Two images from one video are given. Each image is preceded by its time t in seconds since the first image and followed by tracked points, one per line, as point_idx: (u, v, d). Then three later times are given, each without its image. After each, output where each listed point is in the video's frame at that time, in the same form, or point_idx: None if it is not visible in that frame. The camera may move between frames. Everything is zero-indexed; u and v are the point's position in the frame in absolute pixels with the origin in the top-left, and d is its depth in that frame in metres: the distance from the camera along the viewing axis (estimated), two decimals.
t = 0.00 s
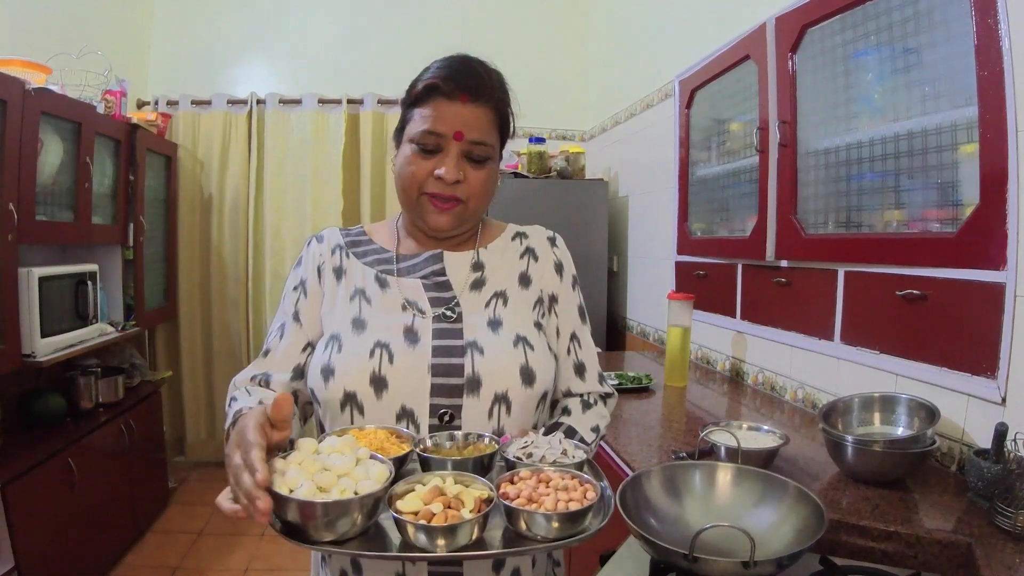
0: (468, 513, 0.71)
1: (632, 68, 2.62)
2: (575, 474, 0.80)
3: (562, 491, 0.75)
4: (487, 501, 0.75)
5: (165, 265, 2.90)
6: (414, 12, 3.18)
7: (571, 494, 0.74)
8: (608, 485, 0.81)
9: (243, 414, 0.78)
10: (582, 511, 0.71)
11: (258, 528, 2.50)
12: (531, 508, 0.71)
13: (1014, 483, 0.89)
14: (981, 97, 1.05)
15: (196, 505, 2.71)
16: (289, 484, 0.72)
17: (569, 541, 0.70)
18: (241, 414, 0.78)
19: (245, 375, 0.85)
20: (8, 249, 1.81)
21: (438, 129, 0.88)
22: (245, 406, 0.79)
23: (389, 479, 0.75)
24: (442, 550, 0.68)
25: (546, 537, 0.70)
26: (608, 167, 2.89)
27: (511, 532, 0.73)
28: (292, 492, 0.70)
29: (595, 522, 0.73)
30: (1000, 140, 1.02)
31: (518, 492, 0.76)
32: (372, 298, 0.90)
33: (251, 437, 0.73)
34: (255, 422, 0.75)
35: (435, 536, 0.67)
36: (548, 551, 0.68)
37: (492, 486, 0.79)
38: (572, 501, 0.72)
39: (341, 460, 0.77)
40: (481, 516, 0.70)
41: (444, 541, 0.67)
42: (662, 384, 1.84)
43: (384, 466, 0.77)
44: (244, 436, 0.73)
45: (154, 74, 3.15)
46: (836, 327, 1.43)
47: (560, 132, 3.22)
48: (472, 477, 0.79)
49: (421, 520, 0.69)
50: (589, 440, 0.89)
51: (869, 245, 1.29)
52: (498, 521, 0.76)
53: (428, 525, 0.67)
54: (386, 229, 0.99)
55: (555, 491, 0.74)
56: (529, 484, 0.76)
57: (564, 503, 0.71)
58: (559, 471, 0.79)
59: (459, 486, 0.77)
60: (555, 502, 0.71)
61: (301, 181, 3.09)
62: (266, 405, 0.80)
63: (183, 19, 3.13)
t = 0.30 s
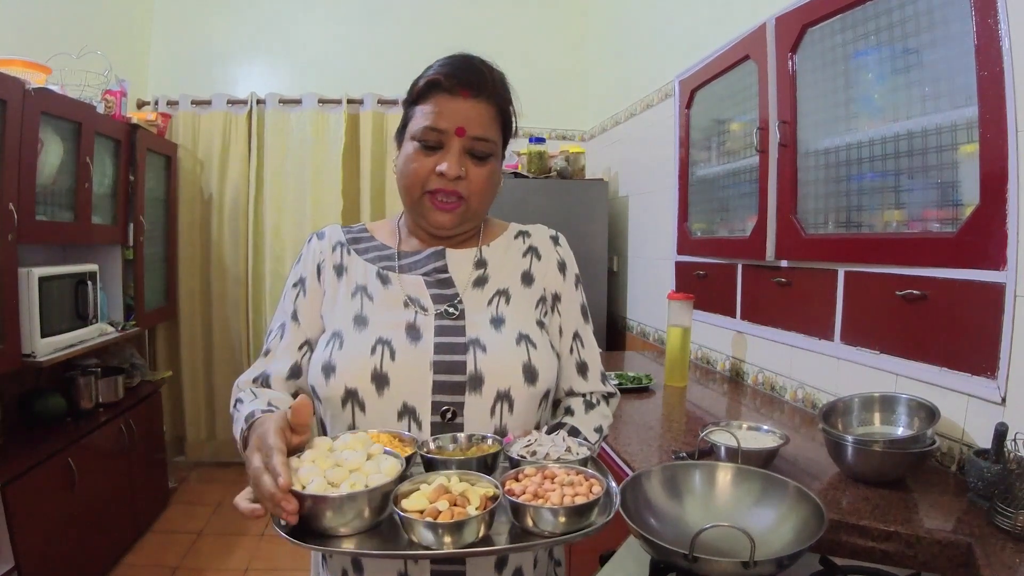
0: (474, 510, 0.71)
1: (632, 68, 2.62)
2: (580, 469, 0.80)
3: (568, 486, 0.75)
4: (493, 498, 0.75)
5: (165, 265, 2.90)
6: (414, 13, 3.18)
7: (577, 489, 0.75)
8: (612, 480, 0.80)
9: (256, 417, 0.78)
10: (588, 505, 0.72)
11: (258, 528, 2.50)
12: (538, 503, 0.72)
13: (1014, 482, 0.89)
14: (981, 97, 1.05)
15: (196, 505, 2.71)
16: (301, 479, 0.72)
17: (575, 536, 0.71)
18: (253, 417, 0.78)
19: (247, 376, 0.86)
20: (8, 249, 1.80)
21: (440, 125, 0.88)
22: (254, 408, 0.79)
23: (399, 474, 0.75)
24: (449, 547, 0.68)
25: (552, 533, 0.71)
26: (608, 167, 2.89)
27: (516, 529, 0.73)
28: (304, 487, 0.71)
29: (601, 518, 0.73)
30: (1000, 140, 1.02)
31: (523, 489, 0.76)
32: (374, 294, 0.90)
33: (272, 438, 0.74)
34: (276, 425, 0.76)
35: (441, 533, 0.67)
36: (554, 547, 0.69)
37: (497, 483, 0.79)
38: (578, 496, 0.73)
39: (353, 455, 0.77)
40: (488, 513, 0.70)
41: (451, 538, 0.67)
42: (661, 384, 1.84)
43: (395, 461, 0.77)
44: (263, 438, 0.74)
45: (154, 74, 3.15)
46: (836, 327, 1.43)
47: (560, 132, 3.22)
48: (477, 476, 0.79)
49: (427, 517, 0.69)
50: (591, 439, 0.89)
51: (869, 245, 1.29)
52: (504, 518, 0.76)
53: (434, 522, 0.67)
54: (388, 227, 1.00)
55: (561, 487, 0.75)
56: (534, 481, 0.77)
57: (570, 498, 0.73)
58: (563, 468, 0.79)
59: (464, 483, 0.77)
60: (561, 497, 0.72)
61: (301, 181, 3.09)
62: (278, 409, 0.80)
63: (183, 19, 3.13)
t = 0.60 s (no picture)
0: (449, 516, 0.71)
1: (632, 68, 2.62)
2: (562, 478, 0.80)
3: (546, 495, 0.75)
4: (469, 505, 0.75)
5: (165, 265, 2.90)
6: (414, 13, 3.18)
7: (555, 498, 0.74)
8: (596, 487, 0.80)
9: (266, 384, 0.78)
10: (565, 514, 0.71)
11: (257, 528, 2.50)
12: (513, 512, 0.71)
13: (1014, 482, 0.89)
14: (981, 97, 1.05)
15: (196, 505, 2.71)
16: (282, 483, 0.74)
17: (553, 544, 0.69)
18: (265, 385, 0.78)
19: (246, 359, 0.85)
20: (8, 248, 1.80)
21: (435, 106, 0.89)
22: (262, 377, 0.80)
23: (379, 479, 0.76)
24: (424, 553, 0.67)
25: (529, 541, 0.70)
26: (608, 167, 2.89)
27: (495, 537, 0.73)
28: (285, 490, 0.73)
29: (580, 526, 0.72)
30: (1000, 140, 1.02)
31: (501, 497, 0.76)
32: (374, 293, 0.90)
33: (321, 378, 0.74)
34: (363, 358, 0.74)
35: (416, 539, 0.66)
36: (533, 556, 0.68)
37: (478, 490, 0.79)
38: (554, 505, 0.72)
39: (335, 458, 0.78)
40: (462, 519, 0.70)
41: (426, 544, 0.67)
42: (662, 384, 1.84)
43: (376, 467, 0.78)
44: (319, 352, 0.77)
45: (154, 74, 3.15)
46: (836, 327, 1.42)
47: (560, 132, 3.22)
48: (457, 482, 0.79)
49: (401, 522, 0.68)
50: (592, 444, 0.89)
51: (869, 245, 1.29)
52: (481, 526, 0.76)
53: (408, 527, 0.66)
54: (389, 225, 0.99)
55: (539, 495, 0.74)
56: (514, 489, 0.77)
57: (546, 507, 0.71)
58: (544, 476, 0.79)
59: (443, 490, 0.77)
60: (537, 506, 0.71)
61: (301, 181, 3.09)
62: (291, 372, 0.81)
63: (183, 19, 3.13)
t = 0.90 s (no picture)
0: (429, 506, 0.70)
1: (632, 68, 2.62)
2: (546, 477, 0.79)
3: (527, 492, 0.74)
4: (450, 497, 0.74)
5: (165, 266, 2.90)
6: (414, 13, 3.18)
7: (535, 496, 0.73)
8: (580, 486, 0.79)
9: (307, 344, 0.79)
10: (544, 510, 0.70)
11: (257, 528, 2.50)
12: (492, 507, 0.70)
13: (1014, 482, 0.89)
14: (981, 97, 1.05)
15: (196, 505, 2.71)
16: (270, 466, 0.76)
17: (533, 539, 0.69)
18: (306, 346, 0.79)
19: (255, 332, 0.85)
20: (8, 249, 1.80)
21: (448, 129, 0.87)
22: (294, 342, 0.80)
23: (366, 467, 0.75)
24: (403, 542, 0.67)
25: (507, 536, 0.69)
26: (609, 167, 2.89)
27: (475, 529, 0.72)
28: (271, 473, 0.74)
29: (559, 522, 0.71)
30: (1000, 140, 1.02)
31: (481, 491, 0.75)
32: (376, 290, 0.90)
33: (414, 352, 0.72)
34: (483, 371, 0.72)
35: (394, 527, 0.66)
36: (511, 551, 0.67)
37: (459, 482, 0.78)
38: (533, 502, 0.71)
39: (323, 446, 0.78)
40: (440, 509, 0.69)
41: (404, 532, 0.66)
42: (662, 384, 1.84)
43: (363, 454, 0.77)
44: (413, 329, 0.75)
45: (154, 75, 3.15)
46: (836, 327, 1.42)
47: (560, 132, 3.22)
48: (442, 476, 0.77)
49: (379, 511, 0.68)
50: (591, 446, 0.88)
51: (869, 245, 1.29)
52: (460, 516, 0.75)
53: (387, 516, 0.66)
54: (391, 223, 0.99)
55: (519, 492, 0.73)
56: (496, 484, 0.76)
57: (525, 503, 0.70)
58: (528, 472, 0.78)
59: (425, 481, 0.76)
60: (515, 501, 0.70)
61: (301, 181, 3.09)
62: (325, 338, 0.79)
63: (183, 19, 3.13)
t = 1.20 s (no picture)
0: (434, 523, 0.69)
1: (632, 67, 2.62)
2: (551, 487, 0.78)
3: (533, 505, 0.73)
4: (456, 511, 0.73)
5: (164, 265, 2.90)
6: (414, 13, 3.18)
7: (541, 508, 0.72)
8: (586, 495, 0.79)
9: (300, 353, 0.78)
10: (550, 524, 0.69)
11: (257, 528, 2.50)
12: (498, 522, 0.70)
13: (1013, 483, 0.89)
14: (981, 97, 1.05)
15: (196, 505, 2.72)
16: (273, 484, 0.74)
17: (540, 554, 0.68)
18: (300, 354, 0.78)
19: (254, 335, 0.84)
20: (8, 249, 1.80)
21: (443, 101, 0.89)
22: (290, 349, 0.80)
23: (370, 482, 0.76)
24: (410, 559, 0.66)
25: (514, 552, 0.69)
26: (609, 167, 2.89)
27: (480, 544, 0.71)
28: (275, 492, 0.72)
29: (565, 535, 0.70)
30: (1000, 140, 1.02)
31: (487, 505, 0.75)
32: (378, 292, 0.90)
33: (405, 375, 0.69)
34: (471, 404, 0.68)
35: (400, 545, 0.65)
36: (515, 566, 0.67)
37: (464, 497, 0.77)
38: (538, 516, 0.71)
39: (326, 462, 0.77)
40: (446, 525, 0.69)
41: (410, 550, 0.65)
42: (662, 384, 1.84)
43: (367, 470, 0.77)
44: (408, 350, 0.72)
45: (154, 74, 3.15)
46: (836, 327, 1.42)
47: (560, 132, 3.22)
48: (445, 489, 0.77)
49: (384, 529, 0.67)
50: (592, 449, 0.89)
51: (868, 245, 1.29)
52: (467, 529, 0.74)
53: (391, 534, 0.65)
54: (392, 223, 0.99)
55: (525, 505, 0.72)
56: (501, 497, 0.75)
57: (530, 517, 0.70)
58: (534, 484, 0.77)
59: (430, 496, 0.75)
60: (521, 516, 0.69)
61: (301, 181, 3.09)
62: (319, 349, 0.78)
63: (183, 19, 3.13)
